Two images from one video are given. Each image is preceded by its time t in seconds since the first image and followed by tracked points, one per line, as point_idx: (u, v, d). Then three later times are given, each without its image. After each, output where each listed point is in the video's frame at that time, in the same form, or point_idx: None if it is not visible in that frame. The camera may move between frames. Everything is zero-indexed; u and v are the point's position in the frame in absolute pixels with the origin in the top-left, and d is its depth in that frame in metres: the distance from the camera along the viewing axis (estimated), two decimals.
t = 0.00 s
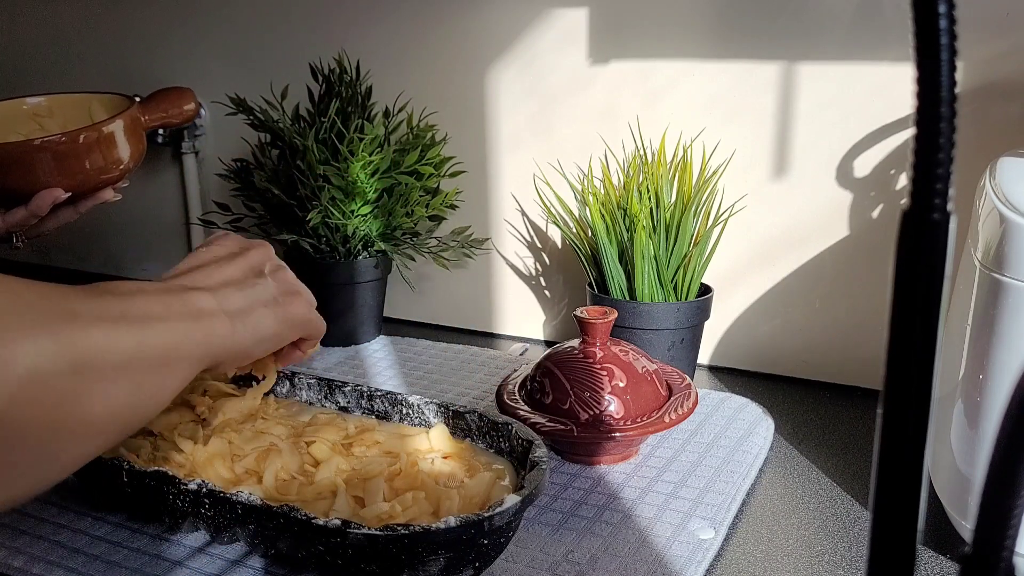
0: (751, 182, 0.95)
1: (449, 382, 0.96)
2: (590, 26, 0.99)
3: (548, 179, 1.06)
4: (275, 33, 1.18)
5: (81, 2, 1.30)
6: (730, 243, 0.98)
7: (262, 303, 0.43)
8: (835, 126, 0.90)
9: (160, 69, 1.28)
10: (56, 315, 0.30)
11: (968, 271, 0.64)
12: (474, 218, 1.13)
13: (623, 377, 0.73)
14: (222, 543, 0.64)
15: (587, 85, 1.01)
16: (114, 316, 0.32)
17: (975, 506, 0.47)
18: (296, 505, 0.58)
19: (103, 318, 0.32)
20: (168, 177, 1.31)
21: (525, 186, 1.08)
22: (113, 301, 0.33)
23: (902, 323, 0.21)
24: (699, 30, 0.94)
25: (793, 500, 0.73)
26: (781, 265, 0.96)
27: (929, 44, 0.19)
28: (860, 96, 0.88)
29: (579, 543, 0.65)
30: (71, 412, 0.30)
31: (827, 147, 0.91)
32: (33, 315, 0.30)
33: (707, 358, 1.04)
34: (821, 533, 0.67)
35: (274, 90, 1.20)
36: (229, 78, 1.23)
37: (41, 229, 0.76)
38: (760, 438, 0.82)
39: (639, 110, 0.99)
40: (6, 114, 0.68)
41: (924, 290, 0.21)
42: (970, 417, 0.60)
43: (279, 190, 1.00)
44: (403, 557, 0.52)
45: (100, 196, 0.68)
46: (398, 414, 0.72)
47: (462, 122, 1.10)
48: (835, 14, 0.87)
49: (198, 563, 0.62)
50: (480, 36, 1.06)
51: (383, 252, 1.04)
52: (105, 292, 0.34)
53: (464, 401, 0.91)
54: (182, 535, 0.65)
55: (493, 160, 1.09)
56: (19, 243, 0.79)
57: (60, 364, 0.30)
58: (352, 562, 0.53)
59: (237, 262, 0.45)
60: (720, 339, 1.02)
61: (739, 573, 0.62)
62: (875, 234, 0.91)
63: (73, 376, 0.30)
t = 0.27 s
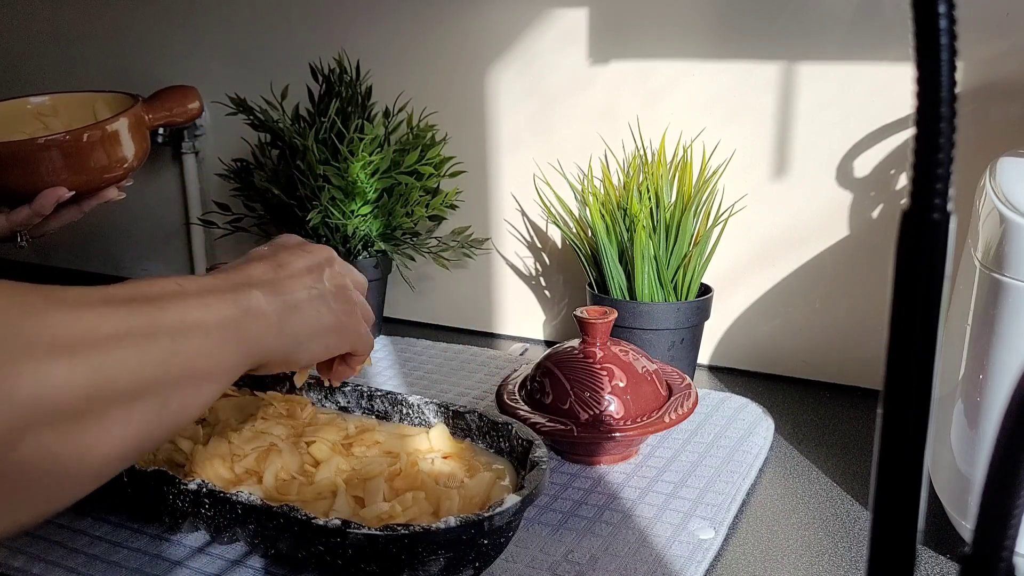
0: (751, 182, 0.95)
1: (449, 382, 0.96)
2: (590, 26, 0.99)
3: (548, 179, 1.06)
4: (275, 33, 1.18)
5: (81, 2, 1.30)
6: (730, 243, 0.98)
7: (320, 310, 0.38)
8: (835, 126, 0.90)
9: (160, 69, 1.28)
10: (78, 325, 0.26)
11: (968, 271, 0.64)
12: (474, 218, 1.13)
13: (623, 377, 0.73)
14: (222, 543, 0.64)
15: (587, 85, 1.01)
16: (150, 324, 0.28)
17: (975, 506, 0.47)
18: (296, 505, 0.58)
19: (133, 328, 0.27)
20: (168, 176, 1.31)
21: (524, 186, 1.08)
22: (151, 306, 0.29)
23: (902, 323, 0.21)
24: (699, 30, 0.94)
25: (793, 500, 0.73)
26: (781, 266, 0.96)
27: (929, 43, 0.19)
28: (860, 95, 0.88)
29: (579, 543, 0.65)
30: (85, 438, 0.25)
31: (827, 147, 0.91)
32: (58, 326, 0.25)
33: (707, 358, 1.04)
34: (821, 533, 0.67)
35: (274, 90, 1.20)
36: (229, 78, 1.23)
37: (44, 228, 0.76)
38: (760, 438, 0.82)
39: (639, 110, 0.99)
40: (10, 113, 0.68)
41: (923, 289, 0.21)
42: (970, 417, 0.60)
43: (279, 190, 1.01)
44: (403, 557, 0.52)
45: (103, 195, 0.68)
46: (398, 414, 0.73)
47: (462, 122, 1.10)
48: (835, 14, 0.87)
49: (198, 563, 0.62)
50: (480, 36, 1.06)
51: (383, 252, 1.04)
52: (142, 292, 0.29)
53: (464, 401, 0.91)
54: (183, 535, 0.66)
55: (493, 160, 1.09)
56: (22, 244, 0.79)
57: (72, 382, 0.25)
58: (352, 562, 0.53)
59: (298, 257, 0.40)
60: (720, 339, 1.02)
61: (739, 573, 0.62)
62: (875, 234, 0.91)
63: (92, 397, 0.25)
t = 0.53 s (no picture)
0: (751, 182, 0.95)
1: (449, 382, 0.96)
2: (590, 26, 0.99)
3: (548, 179, 1.06)
4: (275, 33, 1.18)
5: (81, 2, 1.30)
6: (730, 243, 0.98)
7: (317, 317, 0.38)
8: (835, 126, 0.90)
9: (160, 69, 1.28)
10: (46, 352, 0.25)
11: (968, 271, 0.64)
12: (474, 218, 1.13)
13: (623, 377, 0.73)
14: (222, 543, 0.64)
15: (588, 85, 1.01)
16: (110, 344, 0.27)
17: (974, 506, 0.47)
18: (296, 505, 0.58)
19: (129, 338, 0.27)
20: (168, 176, 1.31)
21: (524, 186, 1.08)
22: (113, 323, 0.28)
23: (902, 323, 0.21)
24: (699, 30, 0.94)
25: (793, 500, 0.73)
26: (781, 266, 0.96)
27: (929, 44, 0.19)
28: (860, 95, 0.88)
29: (579, 543, 0.65)
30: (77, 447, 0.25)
31: (827, 147, 0.91)
32: (11, 355, 0.24)
33: (707, 358, 1.04)
34: (820, 533, 0.67)
35: (274, 90, 1.20)
36: (229, 78, 1.23)
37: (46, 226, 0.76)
38: (760, 438, 0.82)
39: (639, 110, 0.99)
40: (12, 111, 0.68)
41: (924, 288, 0.20)
42: (970, 417, 0.60)
43: (279, 190, 1.01)
44: (403, 557, 0.52)
45: (105, 193, 0.68)
46: (398, 414, 0.73)
47: (462, 122, 1.10)
48: (835, 14, 0.87)
49: (198, 563, 0.62)
50: (480, 36, 1.06)
51: (383, 252, 1.04)
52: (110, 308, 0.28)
53: (464, 401, 0.91)
54: (183, 535, 0.66)
55: (493, 160, 1.09)
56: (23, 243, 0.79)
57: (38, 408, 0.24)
58: (352, 562, 0.53)
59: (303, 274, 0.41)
60: (720, 339, 1.02)
61: (739, 573, 0.62)
62: (875, 234, 0.91)
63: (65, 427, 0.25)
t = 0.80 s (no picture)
0: (751, 182, 0.95)
1: (449, 383, 0.96)
2: (590, 26, 0.99)
3: (548, 179, 1.06)
4: (274, 34, 1.18)
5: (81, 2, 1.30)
6: (730, 244, 0.98)
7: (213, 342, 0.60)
8: (835, 126, 0.90)
9: (160, 69, 1.28)
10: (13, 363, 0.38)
11: (968, 272, 0.64)
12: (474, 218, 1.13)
13: (623, 377, 0.73)
14: (222, 544, 0.64)
15: (588, 85, 1.01)
16: (29, 364, 0.39)
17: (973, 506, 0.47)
18: (296, 505, 0.58)
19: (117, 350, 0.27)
20: (168, 176, 1.31)
21: (525, 186, 1.08)
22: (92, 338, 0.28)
23: (902, 322, 0.21)
24: (698, 31, 0.94)
25: (793, 500, 0.73)
26: (781, 266, 0.96)
27: (929, 44, 0.19)
28: (860, 95, 0.88)
29: (579, 543, 0.65)
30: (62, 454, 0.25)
31: (827, 147, 0.91)
32: None
33: (707, 358, 1.04)
34: (821, 533, 0.67)
35: (274, 90, 1.20)
36: (229, 78, 1.23)
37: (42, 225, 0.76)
38: (760, 438, 0.82)
39: (640, 110, 0.99)
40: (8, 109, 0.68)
41: (924, 287, 0.20)
42: (970, 417, 0.60)
43: (279, 190, 1.01)
44: (403, 557, 0.52)
45: (102, 191, 0.68)
46: (398, 414, 0.73)
47: (462, 122, 1.10)
48: (835, 14, 0.87)
49: (198, 563, 0.62)
50: (480, 35, 1.06)
51: (383, 252, 1.04)
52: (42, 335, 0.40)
53: (464, 402, 0.91)
54: (183, 535, 0.65)
55: (493, 160, 1.09)
56: (21, 241, 0.79)
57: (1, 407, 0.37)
58: (352, 562, 0.53)
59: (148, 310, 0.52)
60: (720, 339, 1.02)
61: (739, 573, 0.62)
62: (875, 235, 0.91)
63: (16, 429, 0.38)
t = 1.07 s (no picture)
0: (751, 182, 0.95)
1: (449, 382, 0.96)
2: (590, 26, 0.99)
3: (548, 179, 1.06)
4: (275, 34, 1.18)
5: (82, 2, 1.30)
6: (730, 244, 0.98)
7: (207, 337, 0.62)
8: (835, 126, 0.90)
9: (160, 69, 1.28)
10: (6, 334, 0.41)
11: (968, 272, 0.64)
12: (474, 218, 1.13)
13: (623, 377, 0.73)
14: (222, 544, 0.64)
15: (587, 85, 1.01)
16: (23, 340, 0.42)
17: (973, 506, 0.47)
18: (296, 505, 0.58)
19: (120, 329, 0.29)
20: (168, 176, 1.31)
21: (525, 186, 1.08)
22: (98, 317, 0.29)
23: (901, 322, 0.21)
24: (698, 31, 0.94)
25: (793, 500, 0.73)
26: (781, 266, 0.96)
27: (929, 44, 0.19)
28: (860, 95, 0.88)
29: (579, 543, 0.65)
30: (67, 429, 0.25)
31: (827, 147, 0.91)
32: None
33: (707, 358, 1.04)
34: (821, 533, 0.67)
35: (274, 90, 1.20)
36: (229, 78, 1.23)
37: (43, 218, 0.76)
38: (760, 438, 0.82)
39: (640, 110, 0.99)
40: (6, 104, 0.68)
41: (924, 287, 0.21)
42: (970, 416, 0.60)
43: (279, 190, 1.01)
44: (403, 557, 0.52)
45: (100, 185, 0.68)
46: (398, 414, 0.73)
47: (462, 122, 1.10)
48: (834, 14, 0.87)
49: (198, 563, 0.62)
50: (480, 35, 1.06)
51: (383, 252, 1.04)
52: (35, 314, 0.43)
53: (464, 402, 0.91)
54: (184, 535, 0.65)
55: (493, 160, 1.09)
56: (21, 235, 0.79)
57: None
58: (352, 562, 0.53)
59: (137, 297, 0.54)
60: (720, 339, 1.02)
61: (739, 573, 0.62)
62: (875, 235, 0.91)
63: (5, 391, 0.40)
